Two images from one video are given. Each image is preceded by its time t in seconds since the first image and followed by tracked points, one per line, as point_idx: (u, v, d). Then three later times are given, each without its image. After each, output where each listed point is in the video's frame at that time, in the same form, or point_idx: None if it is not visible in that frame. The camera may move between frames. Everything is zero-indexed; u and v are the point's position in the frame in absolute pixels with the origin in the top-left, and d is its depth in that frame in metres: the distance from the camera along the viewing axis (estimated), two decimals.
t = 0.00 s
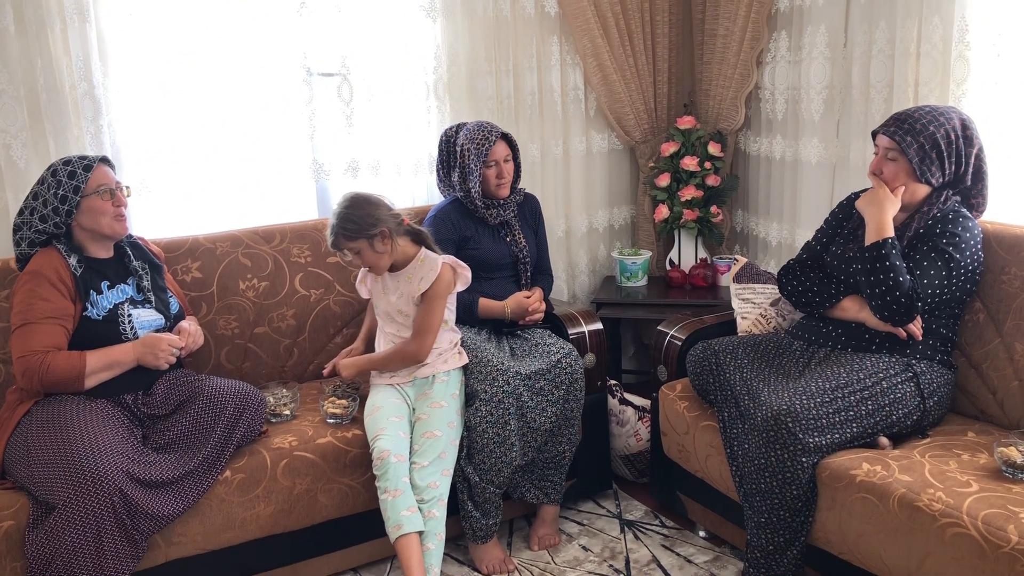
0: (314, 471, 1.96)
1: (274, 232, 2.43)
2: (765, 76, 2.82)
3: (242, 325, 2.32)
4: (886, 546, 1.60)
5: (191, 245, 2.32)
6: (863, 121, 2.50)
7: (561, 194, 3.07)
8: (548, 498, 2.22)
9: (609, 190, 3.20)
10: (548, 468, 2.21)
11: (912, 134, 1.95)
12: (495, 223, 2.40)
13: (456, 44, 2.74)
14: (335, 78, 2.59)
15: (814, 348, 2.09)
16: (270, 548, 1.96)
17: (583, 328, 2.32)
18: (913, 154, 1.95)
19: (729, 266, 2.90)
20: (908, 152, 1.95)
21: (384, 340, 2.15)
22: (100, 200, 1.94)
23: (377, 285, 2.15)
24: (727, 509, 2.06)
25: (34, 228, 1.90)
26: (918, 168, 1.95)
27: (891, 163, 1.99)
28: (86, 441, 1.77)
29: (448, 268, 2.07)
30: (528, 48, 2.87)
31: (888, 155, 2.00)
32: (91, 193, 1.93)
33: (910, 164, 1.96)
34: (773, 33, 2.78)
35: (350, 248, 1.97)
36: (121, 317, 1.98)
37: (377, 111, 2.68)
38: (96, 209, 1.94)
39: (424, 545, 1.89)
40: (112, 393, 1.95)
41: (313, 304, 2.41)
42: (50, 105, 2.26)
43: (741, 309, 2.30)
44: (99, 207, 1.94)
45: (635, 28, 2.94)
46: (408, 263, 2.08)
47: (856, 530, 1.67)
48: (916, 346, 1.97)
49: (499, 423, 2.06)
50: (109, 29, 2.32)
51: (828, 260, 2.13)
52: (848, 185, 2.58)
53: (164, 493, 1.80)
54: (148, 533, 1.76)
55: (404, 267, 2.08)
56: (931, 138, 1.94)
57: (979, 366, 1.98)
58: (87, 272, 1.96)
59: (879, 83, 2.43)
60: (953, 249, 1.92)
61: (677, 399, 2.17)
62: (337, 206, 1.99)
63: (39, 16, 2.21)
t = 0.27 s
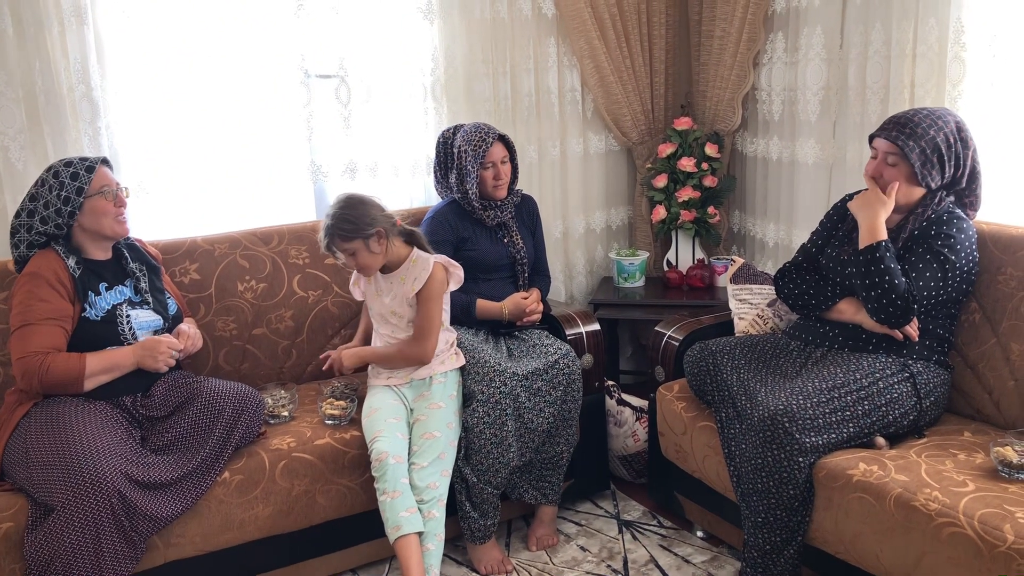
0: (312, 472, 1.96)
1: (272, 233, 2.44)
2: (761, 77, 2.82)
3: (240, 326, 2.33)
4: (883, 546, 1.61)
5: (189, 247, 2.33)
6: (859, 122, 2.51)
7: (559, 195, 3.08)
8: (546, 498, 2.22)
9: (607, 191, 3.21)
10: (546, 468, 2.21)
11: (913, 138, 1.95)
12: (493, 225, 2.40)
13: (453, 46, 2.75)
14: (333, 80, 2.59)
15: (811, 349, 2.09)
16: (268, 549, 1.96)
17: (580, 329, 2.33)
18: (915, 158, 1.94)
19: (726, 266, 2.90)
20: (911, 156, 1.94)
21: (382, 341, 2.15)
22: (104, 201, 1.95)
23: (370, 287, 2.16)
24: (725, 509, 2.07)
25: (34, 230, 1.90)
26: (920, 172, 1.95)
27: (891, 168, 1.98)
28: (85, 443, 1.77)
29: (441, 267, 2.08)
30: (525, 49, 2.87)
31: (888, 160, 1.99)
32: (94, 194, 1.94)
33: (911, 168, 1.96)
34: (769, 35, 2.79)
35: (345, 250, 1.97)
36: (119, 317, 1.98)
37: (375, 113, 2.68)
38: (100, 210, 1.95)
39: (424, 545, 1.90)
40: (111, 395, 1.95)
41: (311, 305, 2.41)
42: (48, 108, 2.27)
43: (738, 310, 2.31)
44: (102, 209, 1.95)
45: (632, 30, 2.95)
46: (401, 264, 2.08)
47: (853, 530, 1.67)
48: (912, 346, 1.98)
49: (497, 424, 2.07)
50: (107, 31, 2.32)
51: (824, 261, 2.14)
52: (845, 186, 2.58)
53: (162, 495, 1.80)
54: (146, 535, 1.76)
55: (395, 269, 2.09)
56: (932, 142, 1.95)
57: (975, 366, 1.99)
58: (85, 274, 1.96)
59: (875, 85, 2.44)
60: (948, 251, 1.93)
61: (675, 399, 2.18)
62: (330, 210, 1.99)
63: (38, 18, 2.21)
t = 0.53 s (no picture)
0: (310, 472, 1.95)
1: (271, 232, 2.43)
2: (761, 77, 2.82)
3: (238, 326, 2.32)
4: (883, 547, 1.61)
5: (188, 246, 2.33)
6: (858, 122, 2.51)
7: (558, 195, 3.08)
8: (545, 498, 2.22)
9: (606, 191, 3.20)
10: (545, 469, 2.21)
11: (915, 145, 1.93)
12: (492, 224, 2.40)
13: (452, 46, 2.74)
14: (332, 80, 2.59)
15: (810, 349, 2.09)
16: (266, 549, 1.96)
17: (579, 329, 2.32)
18: (920, 164, 1.93)
19: (725, 266, 2.90)
20: (916, 163, 1.92)
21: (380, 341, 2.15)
22: (103, 199, 1.94)
23: (370, 289, 2.15)
24: (724, 509, 2.06)
25: (33, 228, 1.90)
26: (926, 176, 1.94)
27: (896, 177, 1.96)
28: (83, 442, 1.76)
29: (445, 267, 2.09)
30: (524, 49, 2.87)
31: (891, 169, 1.96)
32: (93, 191, 1.93)
33: (916, 174, 1.94)
34: (768, 34, 2.79)
35: (349, 255, 1.95)
36: (118, 316, 1.98)
37: (374, 112, 2.68)
38: (99, 208, 1.94)
39: (423, 546, 1.89)
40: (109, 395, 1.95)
41: (309, 305, 2.41)
42: (47, 106, 2.26)
43: (738, 310, 2.31)
44: (101, 207, 1.94)
45: (632, 29, 2.95)
46: (404, 266, 2.08)
47: (852, 530, 1.67)
48: (911, 347, 1.98)
49: (495, 424, 2.06)
50: (105, 29, 2.32)
51: (822, 262, 2.13)
52: (844, 186, 2.58)
53: (160, 494, 1.80)
54: (144, 534, 1.75)
55: (399, 270, 2.09)
56: (933, 146, 1.94)
57: (974, 367, 1.99)
58: (84, 272, 1.96)
59: (875, 85, 2.43)
60: (946, 251, 1.93)
61: (674, 399, 2.18)
62: (330, 216, 1.97)
63: (36, 16, 2.21)
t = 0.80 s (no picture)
0: (311, 471, 1.95)
1: (271, 231, 2.43)
2: (763, 76, 2.81)
3: (239, 324, 2.32)
4: (885, 547, 1.60)
5: (189, 244, 2.32)
6: (861, 121, 2.50)
7: (559, 194, 3.07)
8: (546, 498, 2.21)
9: (608, 190, 3.20)
10: (546, 468, 2.20)
11: (918, 147, 1.92)
12: (493, 223, 2.40)
13: (454, 44, 2.73)
14: (333, 78, 2.58)
15: (812, 349, 2.09)
16: (266, 548, 1.95)
17: (581, 328, 2.32)
18: (923, 166, 1.92)
19: (727, 266, 2.90)
20: (919, 165, 1.92)
21: (381, 340, 2.14)
22: (100, 196, 1.94)
23: (369, 289, 2.14)
24: (725, 509, 2.06)
25: (31, 227, 1.90)
26: (929, 177, 1.93)
27: (898, 179, 1.96)
28: (83, 441, 1.76)
29: (447, 265, 2.08)
30: (526, 47, 2.86)
31: (894, 171, 1.96)
32: (90, 189, 1.93)
33: (918, 175, 1.94)
34: (771, 33, 2.78)
35: (354, 253, 1.94)
36: (117, 315, 1.97)
37: (375, 111, 2.67)
38: (96, 206, 1.93)
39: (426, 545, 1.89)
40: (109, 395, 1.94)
41: (310, 303, 2.40)
42: (47, 104, 2.26)
43: (739, 310, 2.30)
44: (97, 205, 1.93)
45: (633, 28, 2.94)
46: (405, 265, 2.08)
47: (854, 531, 1.66)
48: (913, 347, 1.97)
49: (496, 423, 2.06)
50: (106, 27, 2.31)
51: (824, 262, 2.13)
52: (846, 186, 2.58)
53: (160, 493, 1.79)
54: (144, 533, 1.75)
55: (400, 270, 2.08)
56: (935, 147, 1.93)
57: (976, 367, 1.98)
58: (83, 271, 1.95)
59: (877, 84, 2.43)
60: (948, 251, 1.92)
61: (675, 399, 2.17)
62: (334, 215, 1.96)
63: (36, 15, 2.20)
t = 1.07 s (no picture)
0: (312, 470, 1.95)
1: (272, 230, 2.43)
2: (764, 76, 2.81)
3: (240, 324, 2.32)
4: (885, 547, 1.60)
5: (190, 244, 2.32)
6: (862, 121, 2.50)
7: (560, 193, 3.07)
8: (546, 497, 2.21)
9: (608, 189, 3.20)
10: (547, 468, 2.20)
11: (919, 146, 1.92)
12: (494, 222, 2.40)
13: (455, 44, 2.73)
14: (334, 78, 2.58)
15: (813, 349, 2.09)
16: (267, 547, 1.96)
17: (582, 327, 2.32)
18: (923, 165, 1.92)
19: (727, 266, 2.89)
20: (919, 164, 1.92)
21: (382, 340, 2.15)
22: (98, 198, 1.93)
23: (365, 290, 2.15)
24: (726, 509, 2.06)
25: (30, 227, 1.90)
26: (929, 177, 1.93)
27: (898, 177, 1.96)
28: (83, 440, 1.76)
29: (441, 263, 2.08)
30: (527, 47, 2.86)
31: (894, 169, 1.95)
32: (88, 190, 1.92)
33: (919, 175, 1.94)
34: (772, 33, 2.78)
35: (357, 240, 1.94)
36: (116, 316, 1.97)
37: (376, 110, 2.67)
38: (93, 207, 1.93)
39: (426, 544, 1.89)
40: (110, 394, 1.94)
41: (311, 303, 2.40)
42: (48, 103, 2.25)
43: (740, 309, 2.30)
44: (94, 207, 1.93)
45: (634, 28, 2.94)
46: (400, 265, 2.08)
47: (855, 531, 1.66)
48: (914, 347, 1.97)
49: (497, 423, 2.06)
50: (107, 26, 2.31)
51: (825, 261, 2.13)
52: (847, 186, 2.58)
53: (161, 492, 1.79)
54: (144, 532, 1.75)
55: (394, 270, 2.08)
56: (937, 147, 1.93)
57: (977, 367, 1.98)
58: (83, 272, 1.95)
59: (878, 84, 2.42)
60: (949, 251, 1.92)
61: (675, 398, 2.17)
62: (340, 202, 1.97)
63: (37, 15, 2.20)
